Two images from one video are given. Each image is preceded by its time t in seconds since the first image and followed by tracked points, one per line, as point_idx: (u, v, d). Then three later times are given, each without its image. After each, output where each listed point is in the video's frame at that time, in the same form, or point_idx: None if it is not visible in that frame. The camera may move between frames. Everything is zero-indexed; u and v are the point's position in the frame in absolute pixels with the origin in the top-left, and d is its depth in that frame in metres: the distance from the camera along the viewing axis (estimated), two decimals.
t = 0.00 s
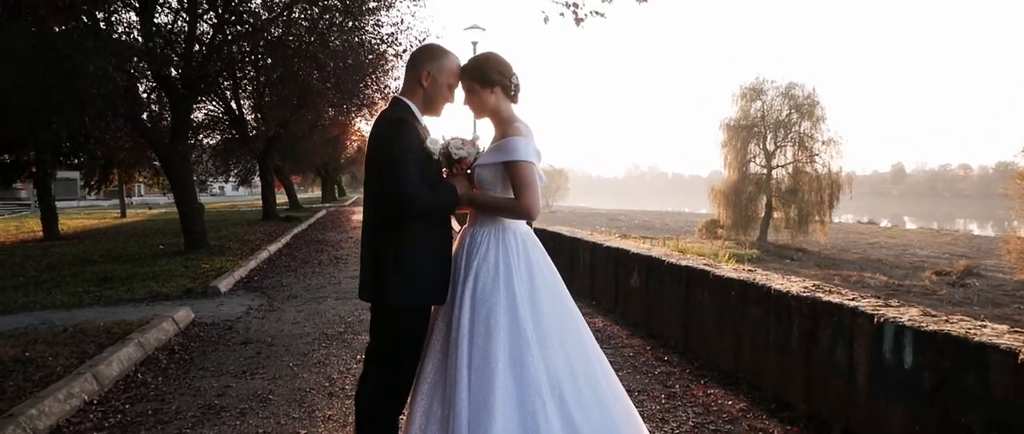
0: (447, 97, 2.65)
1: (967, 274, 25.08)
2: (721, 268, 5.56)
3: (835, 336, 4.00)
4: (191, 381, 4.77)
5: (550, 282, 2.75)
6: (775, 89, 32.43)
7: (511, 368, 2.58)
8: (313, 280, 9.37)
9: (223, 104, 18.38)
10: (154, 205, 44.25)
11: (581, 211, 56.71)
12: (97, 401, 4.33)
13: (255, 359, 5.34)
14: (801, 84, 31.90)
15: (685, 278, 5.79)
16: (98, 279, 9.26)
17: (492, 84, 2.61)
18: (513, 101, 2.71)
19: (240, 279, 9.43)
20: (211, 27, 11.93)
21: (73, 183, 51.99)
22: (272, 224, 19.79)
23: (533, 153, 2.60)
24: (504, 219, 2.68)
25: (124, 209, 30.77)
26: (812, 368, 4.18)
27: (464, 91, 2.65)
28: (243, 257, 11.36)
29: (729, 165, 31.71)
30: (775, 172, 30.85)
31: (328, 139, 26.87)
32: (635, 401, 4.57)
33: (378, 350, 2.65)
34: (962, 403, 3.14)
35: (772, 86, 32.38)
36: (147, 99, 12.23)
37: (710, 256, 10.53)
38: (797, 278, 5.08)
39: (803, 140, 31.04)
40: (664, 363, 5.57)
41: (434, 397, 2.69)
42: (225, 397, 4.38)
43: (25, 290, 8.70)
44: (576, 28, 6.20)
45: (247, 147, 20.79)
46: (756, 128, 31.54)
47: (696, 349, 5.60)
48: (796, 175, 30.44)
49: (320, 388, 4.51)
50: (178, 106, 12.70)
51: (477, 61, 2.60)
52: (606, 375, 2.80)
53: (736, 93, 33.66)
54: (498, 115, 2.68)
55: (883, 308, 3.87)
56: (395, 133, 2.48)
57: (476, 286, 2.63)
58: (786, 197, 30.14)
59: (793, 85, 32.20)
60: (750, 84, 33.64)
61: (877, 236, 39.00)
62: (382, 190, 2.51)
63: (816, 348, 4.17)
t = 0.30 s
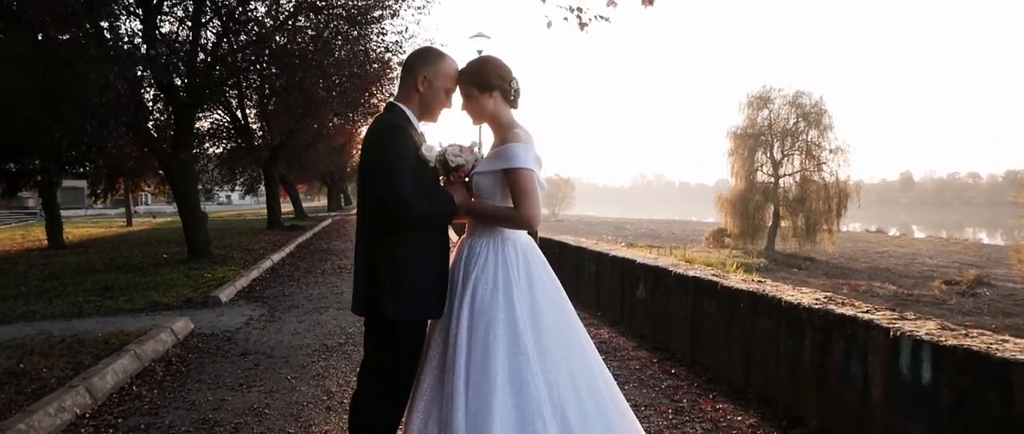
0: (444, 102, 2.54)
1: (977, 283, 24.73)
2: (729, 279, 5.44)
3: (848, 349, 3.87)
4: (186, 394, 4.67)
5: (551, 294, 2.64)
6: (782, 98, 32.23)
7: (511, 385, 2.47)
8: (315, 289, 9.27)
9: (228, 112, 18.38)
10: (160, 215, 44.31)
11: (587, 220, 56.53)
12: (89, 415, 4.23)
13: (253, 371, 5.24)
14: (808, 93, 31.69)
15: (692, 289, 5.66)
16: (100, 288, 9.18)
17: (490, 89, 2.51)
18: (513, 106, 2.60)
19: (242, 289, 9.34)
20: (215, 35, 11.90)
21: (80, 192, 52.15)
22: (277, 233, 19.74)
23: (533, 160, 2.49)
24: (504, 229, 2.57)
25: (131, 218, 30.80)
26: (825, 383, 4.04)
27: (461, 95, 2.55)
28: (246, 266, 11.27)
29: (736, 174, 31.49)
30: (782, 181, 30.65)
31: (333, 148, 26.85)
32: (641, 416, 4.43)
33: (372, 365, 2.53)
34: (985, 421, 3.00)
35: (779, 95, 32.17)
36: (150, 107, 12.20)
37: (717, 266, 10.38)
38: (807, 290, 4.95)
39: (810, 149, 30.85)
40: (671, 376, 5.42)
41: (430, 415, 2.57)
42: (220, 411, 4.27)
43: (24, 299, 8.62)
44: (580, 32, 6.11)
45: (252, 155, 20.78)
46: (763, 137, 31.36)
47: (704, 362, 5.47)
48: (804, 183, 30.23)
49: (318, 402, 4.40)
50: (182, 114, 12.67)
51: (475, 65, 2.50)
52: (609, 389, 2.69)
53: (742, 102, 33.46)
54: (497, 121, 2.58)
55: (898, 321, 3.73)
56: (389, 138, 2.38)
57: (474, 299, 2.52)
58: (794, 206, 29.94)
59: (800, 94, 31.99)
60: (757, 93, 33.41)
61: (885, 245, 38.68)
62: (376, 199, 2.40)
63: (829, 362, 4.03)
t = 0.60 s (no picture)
0: (443, 109, 2.45)
1: (991, 294, 24.25)
2: (741, 291, 5.30)
3: (865, 365, 3.74)
4: (186, 409, 4.58)
5: (556, 310, 2.53)
6: (792, 107, 31.87)
7: (514, 406, 2.35)
8: (321, 301, 9.17)
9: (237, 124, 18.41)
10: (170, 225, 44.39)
11: (596, 230, 56.25)
12: (86, 431, 4.14)
13: (255, 385, 5.15)
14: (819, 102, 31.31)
15: (704, 302, 5.53)
16: (105, 299, 9.12)
17: (492, 95, 2.42)
18: (515, 112, 2.51)
19: (248, 300, 9.27)
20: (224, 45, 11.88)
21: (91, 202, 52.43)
22: (285, 243, 19.70)
23: (537, 169, 2.39)
24: (507, 242, 2.46)
25: (141, 229, 30.89)
26: (842, 399, 3.90)
27: (462, 102, 2.46)
28: (253, 277, 11.21)
29: (746, 184, 31.21)
30: (793, 191, 30.34)
31: (342, 159, 26.84)
32: None
33: (368, 385, 2.42)
34: None
35: (789, 104, 31.81)
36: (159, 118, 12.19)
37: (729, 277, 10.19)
38: (823, 303, 4.81)
39: (821, 159, 30.53)
40: (682, 391, 5.29)
41: None
42: (219, 427, 4.17)
43: (29, 311, 8.56)
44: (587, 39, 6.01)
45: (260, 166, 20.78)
46: (774, 147, 31.06)
47: (716, 376, 5.33)
48: (815, 193, 29.94)
49: (320, 418, 4.28)
50: (190, 125, 12.67)
51: (476, 70, 2.41)
52: (616, 409, 2.57)
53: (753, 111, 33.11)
54: (499, 127, 2.48)
55: (918, 335, 3.59)
56: (386, 147, 2.28)
57: (475, 315, 2.41)
58: (805, 216, 29.67)
59: (810, 103, 31.63)
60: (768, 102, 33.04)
61: (898, 255, 38.19)
62: (373, 210, 2.30)
63: (845, 378, 3.89)
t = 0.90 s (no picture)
0: (445, 117, 2.37)
1: (1006, 305, 23.80)
2: (754, 304, 5.18)
3: (883, 381, 3.61)
4: (187, 424, 4.50)
5: (562, 325, 2.43)
6: (803, 117, 31.50)
7: (517, 426, 2.25)
8: (327, 312, 9.09)
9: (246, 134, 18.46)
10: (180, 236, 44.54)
11: (606, 240, 56.00)
12: None
13: (258, 399, 5.07)
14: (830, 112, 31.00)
15: (715, 315, 5.41)
16: (111, 310, 9.09)
17: (494, 102, 2.34)
18: (518, 121, 2.42)
19: (254, 312, 9.21)
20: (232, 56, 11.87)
21: (102, 212, 52.73)
22: (293, 254, 19.69)
23: (541, 179, 2.31)
24: (510, 254, 2.37)
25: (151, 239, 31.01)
26: (859, 416, 3.77)
27: (463, 110, 2.38)
28: (260, 288, 11.15)
29: (757, 194, 30.96)
30: (804, 201, 30.05)
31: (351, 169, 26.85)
32: None
33: (365, 402, 2.32)
34: None
35: (800, 114, 31.48)
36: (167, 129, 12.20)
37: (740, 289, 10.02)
38: (838, 316, 4.68)
39: (833, 169, 30.21)
40: (693, 406, 5.16)
41: None
42: None
43: (35, 322, 8.53)
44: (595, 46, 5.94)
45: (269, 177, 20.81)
46: (785, 157, 30.80)
47: (727, 390, 5.19)
48: (826, 203, 29.67)
49: None
50: (198, 136, 12.67)
51: (478, 77, 2.33)
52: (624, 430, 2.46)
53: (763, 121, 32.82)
54: (502, 136, 2.40)
55: (938, 351, 3.46)
56: (384, 156, 2.20)
57: (477, 331, 2.32)
58: (816, 226, 29.39)
59: (822, 113, 31.32)
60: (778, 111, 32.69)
61: (911, 265, 37.73)
62: (371, 222, 2.22)
63: (862, 394, 3.77)
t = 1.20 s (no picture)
0: (445, 125, 2.29)
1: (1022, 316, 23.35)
2: (766, 316, 5.06)
3: (900, 398, 3.49)
4: None
5: (567, 340, 2.34)
6: (814, 127, 31.24)
7: None
8: (334, 324, 9.01)
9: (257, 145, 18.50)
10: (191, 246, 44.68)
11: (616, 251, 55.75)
12: None
13: (260, 413, 5.00)
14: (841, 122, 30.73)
15: (726, 328, 5.30)
16: (118, 321, 9.05)
17: (497, 109, 2.27)
18: (522, 128, 2.35)
19: (261, 323, 9.15)
20: (242, 65, 11.85)
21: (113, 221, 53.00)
22: (302, 264, 19.67)
23: (545, 189, 2.23)
24: (512, 267, 2.30)
25: (162, 249, 31.11)
26: None
27: (465, 117, 2.31)
28: (268, 299, 11.09)
29: (768, 204, 30.72)
30: (816, 211, 29.78)
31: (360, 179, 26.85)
32: None
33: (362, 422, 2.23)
34: None
35: (811, 123, 31.19)
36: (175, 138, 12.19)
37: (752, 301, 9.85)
38: (854, 330, 4.56)
39: (845, 179, 29.90)
40: (704, 422, 5.04)
41: None
42: None
43: (42, 332, 8.50)
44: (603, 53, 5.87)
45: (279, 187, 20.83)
46: (796, 167, 30.55)
47: (739, 405, 5.07)
48: (838, 213, 29.38)
49: None
50: (207, 146, 12.67)
51: (480, 83, 2.27)
52: None
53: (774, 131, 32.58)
54: (505, 143, 2.33)
55: (958, 367, 3.34)
56: (382, 165, 2.12)
57: (477, 346, 2.24)
58: (828, 237, 29.10)
59: (833, 123, 31.05)
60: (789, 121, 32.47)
61: (925, 276, 37.26)
62: (369, 232, 2.13)
63: (878, 411, 3.64)
